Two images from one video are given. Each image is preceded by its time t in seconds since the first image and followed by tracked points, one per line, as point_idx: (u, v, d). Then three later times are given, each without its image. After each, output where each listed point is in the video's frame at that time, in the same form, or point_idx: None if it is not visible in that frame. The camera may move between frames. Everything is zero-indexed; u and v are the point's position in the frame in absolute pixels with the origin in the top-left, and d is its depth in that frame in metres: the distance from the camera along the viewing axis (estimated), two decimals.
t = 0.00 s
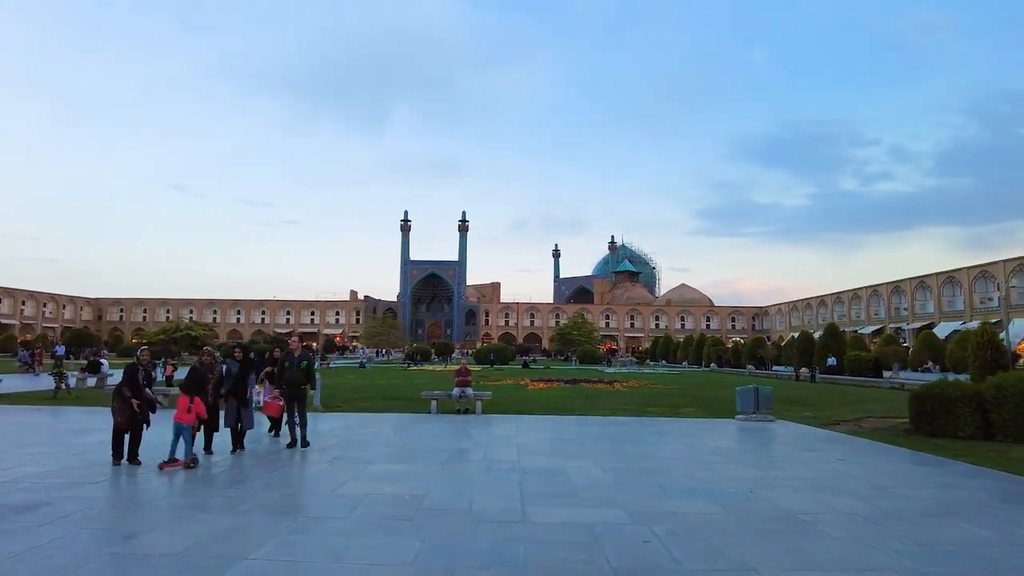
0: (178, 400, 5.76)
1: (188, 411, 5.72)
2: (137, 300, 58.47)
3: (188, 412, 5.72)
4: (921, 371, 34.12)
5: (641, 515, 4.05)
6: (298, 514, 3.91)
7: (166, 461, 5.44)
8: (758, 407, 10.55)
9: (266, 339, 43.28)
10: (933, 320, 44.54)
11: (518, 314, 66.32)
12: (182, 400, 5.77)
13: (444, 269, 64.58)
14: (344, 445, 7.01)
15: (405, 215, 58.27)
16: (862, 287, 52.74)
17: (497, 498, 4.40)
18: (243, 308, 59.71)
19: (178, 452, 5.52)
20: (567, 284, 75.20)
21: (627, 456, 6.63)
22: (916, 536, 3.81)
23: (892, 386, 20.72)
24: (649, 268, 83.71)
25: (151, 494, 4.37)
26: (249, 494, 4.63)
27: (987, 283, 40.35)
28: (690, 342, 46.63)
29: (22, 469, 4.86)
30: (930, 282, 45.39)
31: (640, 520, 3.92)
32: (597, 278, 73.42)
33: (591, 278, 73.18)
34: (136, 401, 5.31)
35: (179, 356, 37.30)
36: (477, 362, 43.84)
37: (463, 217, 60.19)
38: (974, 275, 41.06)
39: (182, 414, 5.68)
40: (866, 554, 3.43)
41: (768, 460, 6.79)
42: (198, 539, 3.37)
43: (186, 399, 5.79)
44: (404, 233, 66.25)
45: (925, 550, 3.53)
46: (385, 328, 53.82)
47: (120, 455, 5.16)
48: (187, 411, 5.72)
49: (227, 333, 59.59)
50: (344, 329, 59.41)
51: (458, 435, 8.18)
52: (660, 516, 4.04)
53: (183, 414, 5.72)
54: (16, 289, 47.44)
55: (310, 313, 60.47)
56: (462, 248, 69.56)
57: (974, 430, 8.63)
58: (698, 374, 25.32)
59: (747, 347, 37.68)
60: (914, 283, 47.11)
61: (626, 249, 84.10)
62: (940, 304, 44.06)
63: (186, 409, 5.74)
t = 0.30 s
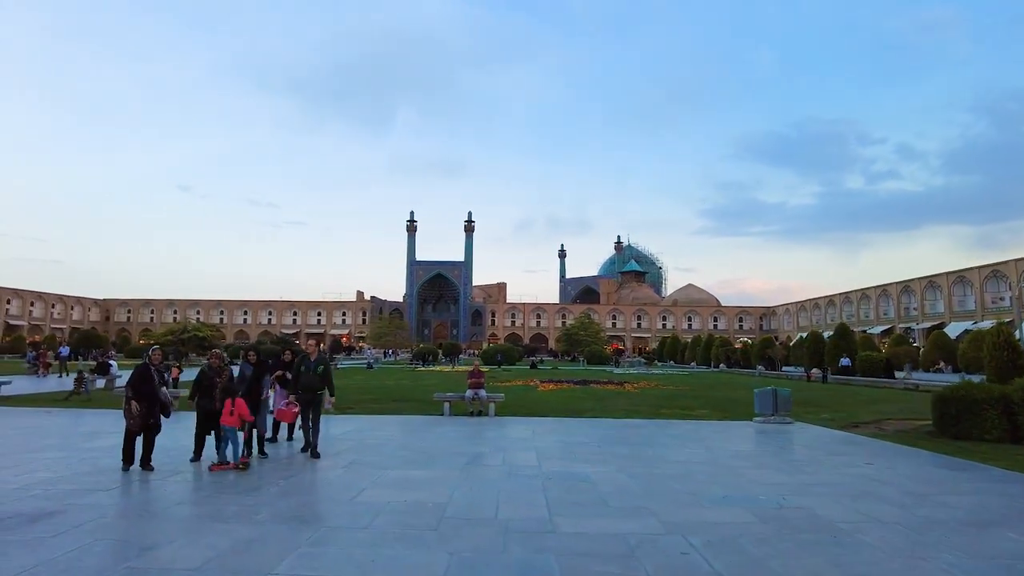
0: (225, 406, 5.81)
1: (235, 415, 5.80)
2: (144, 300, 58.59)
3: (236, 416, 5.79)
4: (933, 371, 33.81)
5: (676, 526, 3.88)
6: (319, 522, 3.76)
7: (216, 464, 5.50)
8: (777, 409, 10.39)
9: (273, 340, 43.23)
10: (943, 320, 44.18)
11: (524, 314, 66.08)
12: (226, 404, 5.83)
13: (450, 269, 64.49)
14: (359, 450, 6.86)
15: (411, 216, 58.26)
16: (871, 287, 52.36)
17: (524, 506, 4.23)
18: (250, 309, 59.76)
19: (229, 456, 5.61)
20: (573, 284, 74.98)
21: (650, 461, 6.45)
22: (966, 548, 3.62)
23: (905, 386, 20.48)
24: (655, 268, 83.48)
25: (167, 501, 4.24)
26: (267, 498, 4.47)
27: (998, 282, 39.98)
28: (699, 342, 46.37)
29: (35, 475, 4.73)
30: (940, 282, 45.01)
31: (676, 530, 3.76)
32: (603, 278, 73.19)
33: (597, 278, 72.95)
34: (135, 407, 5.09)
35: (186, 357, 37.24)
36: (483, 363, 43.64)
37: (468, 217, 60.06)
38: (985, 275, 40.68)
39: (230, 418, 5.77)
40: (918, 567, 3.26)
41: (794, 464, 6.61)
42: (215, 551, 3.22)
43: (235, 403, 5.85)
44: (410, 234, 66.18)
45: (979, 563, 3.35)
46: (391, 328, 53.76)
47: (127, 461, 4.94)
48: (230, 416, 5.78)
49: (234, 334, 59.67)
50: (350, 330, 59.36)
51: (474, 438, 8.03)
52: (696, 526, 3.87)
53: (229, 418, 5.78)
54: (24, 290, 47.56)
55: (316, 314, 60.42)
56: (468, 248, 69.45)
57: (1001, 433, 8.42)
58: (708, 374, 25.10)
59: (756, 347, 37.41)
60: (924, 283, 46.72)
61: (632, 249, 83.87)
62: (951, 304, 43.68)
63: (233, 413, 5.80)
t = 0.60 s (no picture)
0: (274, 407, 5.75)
1: (282, 415, 5.74)
2: (147, 301, 58.56)
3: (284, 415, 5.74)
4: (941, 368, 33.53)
5: (708, 531, 3.70)
6: (336, 529, 3.58)
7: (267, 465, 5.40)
8: (793, 408, 10.18)
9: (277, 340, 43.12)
10: (950, 317, 43.86)
11: (528, 314, 65.90)
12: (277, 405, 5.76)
13: (453, 269, 64.32)
14: (371, 451, 6.66)
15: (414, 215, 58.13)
16: (876, 284, 52.07)
17: (547, 511, 4.04)
18: (253, 309, 59.68)
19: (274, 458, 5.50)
20: (576, 283, 74.75)
21: (670, 462, 6.25)
22: (1016, 554, 3.44)
23: (916, 384, 20.27)
24: (658, 267, 83.24)
25: (175, 507, 4.05)
26: (279, 501, 4.29)
27: (1006, 279, 39.66)
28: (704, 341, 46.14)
29: (38, 480, 4.55)
30: (946, 279, 44.70)
31: (710, 537, 3.58)
32: (606, 277, 72.96)
33: (601, 276, 72.70)
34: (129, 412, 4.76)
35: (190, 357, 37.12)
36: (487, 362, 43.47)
37: (471, 216, 59.91)
38: (993, 271, 40.36)
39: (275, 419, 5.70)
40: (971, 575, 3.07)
41: (818, 464, 6.41)
42: (226, 562, 3.04)
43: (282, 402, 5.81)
44: (413, 233, 66.07)
45: None
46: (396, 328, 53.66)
47: (127, 469, 4.61)
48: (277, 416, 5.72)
49: (238, 334, 59.63)
50: (354, 329, 59.25)
51: (486, 438, 7.84)
52: (729, 531, 3.69)
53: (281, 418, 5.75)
54: (28, 291, 47.53)
55: (320, 314, 60.31)
56: (471, 247, 69.30)
57: None
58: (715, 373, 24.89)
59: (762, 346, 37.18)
60: (930, 280, 46.41)
61: (635, 248, 83.65)
62: (957, 301, 43.37)
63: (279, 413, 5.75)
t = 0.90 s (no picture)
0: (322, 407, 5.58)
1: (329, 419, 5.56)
2: (150, 301, 58.50)
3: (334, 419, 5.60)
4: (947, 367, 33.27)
5: (741, 541, 3.55)
6: (351, 541, 3.42)
7: (314, 470, 5.30)
8: (808, 409, 10.01)
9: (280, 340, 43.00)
10: (955, 316, 43.61)
11: (531, 313, 65.75)
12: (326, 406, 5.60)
13: (456, 268, 64.17)
14: (383, 455, 6.47)
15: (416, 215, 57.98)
16: (881, 283, 51.83)
17: (572, 521, 3.87)
18: (256, 309, 59.59)
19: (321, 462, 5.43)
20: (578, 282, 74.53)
21: (693, 466, 6.06)
22: None
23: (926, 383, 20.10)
24: (661, 266, 83.03)
25: (185, 516, 3.89)
26: (292, 508, 4.14)
27: (1011, 277, 39.41)
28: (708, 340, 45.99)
29: (43, 487, 4.41)
30: (951, 277, 44.44)
31: (746, 548, 3.41)
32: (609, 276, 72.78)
33: (603, 275, 72.52)
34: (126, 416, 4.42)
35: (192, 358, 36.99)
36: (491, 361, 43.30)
37: (474, 215, 59.73)
38: (999, 270, 40.10)
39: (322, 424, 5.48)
40: None
41: (841, 467, 6.24)
42: None
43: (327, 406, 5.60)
44: (415, 233, 65.95)
45: None
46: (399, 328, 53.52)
47: (133, 475, 4.43)
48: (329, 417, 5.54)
49: (240, 334, 59.56)
50: (357, 329, 59.12)
51: (498, 441, 7.67)
52: (766, 542, 3.52)
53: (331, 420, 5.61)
54: (31, 291, 47.47)
55: (323, 314, 60.17)
56: (474, 247, 69.14)
57: None
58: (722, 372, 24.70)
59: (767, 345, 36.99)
60: (935, 279, 46.16)
61: (638, 247, 83.46)
62: (963, 300, 43.12)
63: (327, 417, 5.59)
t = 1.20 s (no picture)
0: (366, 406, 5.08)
1: (371, 421, 5.04)
2: (153, 300, 58.40)
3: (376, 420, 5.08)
4: (954, 367, 33.04)
5: (780, 548, 3.40)
6: (373, 547, 3.27)
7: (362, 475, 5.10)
8: (822, 409, 9.89)
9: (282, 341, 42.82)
10: (961, 316, 43.40)
11: (534, 313, 65.58)
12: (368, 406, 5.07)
13: (458, 269, 64.06)
14: (397, 457, 6.33)
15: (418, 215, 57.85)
16: (885, 283, 51.62)
17: (600, 526, 3.73)
18: (258, 309, 59.47)
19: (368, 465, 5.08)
20: (581, 283, 74.38)
21: (715, 469, 5.91)
22: None
23: (935, 384, 19.93)
24: (664, 266, 82.83)
25: (198, 520, 3.75)
26: (307, 511, 4.00)
27: (1017, 277, 39.17)
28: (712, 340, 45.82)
29: (49, 490, 4.28)
30: (956, 277, 44.22)
31: (784, 555, 3.27)
32: (612, 276, 72.60)
33: (606, 276, 72.34)
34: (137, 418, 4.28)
35: (195, 358, 36.85)
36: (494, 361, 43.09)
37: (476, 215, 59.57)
38: (1004, 270, 39.87)
39: (366, 427, 5.01)
40: None
41: (866, 467, 6.08)
42: None
43: (372, 405, 5.10)
44: (418, 233, 65.83)
45: None
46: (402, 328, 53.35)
47: (143, 478, 4.32)
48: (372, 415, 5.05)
49: (243, 334, 59.48)
50: (359, 329, 59.00)
51: (511, 442, 7.53)
52: (805, 550, 3.37)
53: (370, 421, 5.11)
54: (34, 291, 47.40)
55: (325, 313, 60.03)
56: (476, 247, 68.99)
57: None
58: (728, 373, 24.53)
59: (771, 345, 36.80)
60: (940, 279, 45.94)
61: (640, 247, 83.28)
62: (968, 300, 42.89)
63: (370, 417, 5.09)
